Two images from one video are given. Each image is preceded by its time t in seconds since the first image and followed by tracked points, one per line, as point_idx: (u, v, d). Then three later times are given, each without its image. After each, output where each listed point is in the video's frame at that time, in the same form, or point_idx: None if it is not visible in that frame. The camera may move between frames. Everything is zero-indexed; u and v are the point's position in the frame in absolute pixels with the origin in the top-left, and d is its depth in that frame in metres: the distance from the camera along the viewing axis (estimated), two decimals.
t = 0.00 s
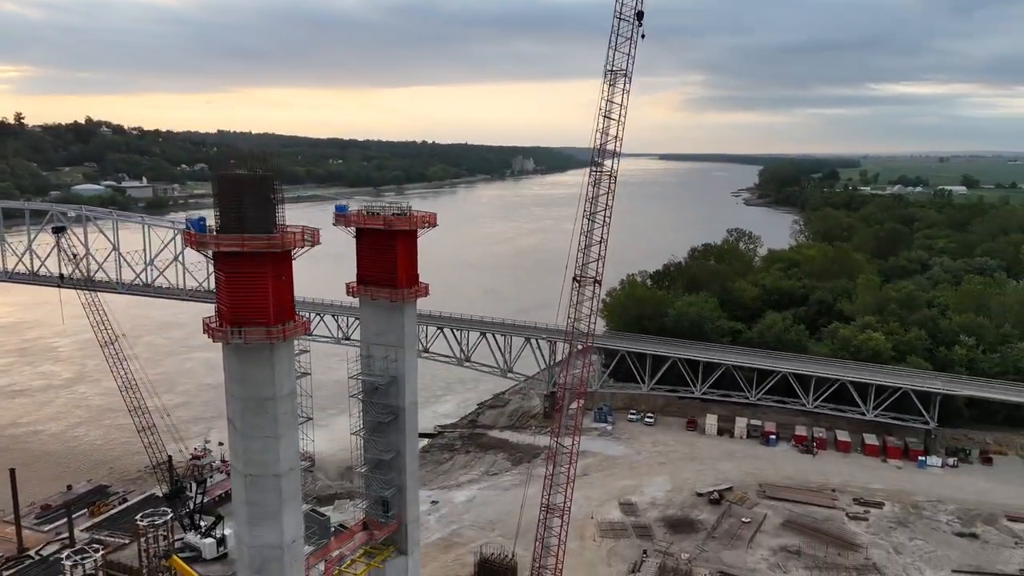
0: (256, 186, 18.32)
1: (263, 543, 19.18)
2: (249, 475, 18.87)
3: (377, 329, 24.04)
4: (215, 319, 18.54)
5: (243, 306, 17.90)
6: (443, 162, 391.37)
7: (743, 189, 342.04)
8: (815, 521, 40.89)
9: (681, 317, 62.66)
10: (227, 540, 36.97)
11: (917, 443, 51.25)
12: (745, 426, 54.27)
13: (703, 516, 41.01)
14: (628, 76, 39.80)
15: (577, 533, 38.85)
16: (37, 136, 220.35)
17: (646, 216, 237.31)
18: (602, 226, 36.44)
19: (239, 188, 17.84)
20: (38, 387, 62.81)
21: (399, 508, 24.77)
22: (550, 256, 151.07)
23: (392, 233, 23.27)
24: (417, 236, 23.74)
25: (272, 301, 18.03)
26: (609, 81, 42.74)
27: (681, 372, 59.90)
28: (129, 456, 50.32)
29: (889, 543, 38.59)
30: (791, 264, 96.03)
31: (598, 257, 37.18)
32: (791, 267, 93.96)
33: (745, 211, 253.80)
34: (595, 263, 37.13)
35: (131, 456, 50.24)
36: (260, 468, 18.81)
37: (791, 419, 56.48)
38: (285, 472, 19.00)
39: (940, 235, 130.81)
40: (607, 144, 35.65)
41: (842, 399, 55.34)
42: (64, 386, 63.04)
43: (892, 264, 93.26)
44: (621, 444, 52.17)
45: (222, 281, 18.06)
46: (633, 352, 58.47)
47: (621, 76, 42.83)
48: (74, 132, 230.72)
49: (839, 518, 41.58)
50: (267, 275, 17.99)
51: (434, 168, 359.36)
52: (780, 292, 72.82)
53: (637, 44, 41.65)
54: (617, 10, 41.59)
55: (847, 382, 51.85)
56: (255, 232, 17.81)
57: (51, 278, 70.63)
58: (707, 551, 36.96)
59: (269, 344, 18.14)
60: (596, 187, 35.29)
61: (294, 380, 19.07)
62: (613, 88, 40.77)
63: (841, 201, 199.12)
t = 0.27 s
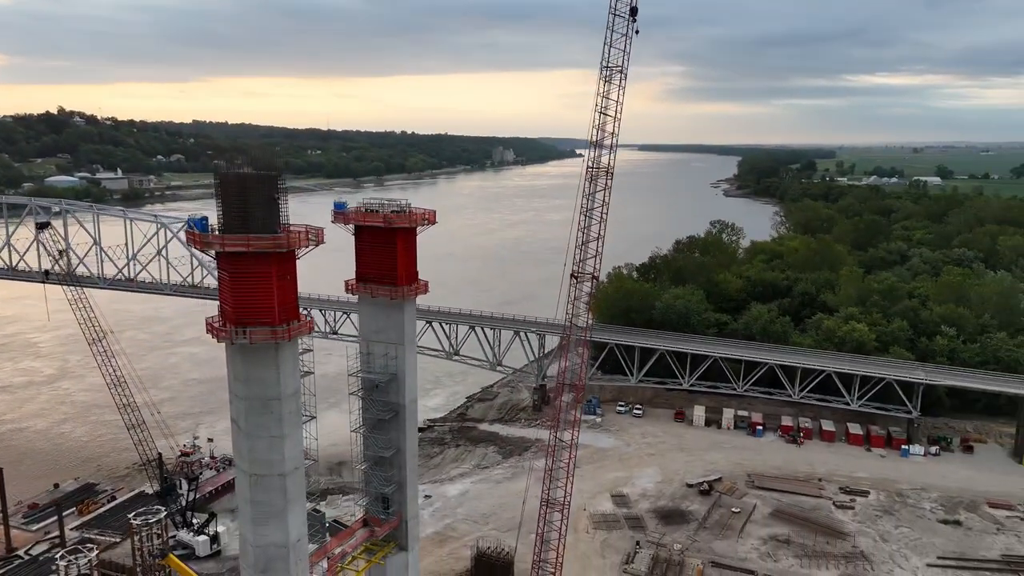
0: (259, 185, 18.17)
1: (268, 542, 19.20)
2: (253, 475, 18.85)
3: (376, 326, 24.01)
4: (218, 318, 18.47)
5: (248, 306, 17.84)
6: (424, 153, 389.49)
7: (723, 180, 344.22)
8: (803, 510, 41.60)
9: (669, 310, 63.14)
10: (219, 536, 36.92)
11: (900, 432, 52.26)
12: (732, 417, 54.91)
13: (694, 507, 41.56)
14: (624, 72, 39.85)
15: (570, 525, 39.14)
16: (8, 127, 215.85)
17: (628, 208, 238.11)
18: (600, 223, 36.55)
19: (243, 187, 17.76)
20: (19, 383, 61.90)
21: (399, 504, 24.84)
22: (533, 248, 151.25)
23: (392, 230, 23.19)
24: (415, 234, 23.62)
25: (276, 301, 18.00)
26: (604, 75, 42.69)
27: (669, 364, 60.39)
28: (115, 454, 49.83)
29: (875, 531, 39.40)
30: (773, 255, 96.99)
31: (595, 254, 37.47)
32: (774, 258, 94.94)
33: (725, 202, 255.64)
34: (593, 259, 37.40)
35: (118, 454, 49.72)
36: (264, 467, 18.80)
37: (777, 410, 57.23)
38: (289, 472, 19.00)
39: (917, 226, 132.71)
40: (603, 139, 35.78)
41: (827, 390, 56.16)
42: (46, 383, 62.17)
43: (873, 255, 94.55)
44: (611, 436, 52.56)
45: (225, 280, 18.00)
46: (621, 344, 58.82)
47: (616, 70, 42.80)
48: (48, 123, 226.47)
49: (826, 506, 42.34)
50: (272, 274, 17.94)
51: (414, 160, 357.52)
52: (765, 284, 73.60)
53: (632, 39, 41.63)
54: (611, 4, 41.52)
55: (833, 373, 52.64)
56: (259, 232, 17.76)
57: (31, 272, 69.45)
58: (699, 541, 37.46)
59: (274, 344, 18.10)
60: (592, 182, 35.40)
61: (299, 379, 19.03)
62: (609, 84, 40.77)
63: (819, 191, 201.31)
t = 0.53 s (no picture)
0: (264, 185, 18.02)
1: (275, 541, 19.23)
2: (260, 475, 18.84)
3: (376, 323, 24.00)
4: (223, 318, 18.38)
5: (254, 306, 17.80)
6: (401, 142, 386.92)
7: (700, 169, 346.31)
8: (790, 498, 42.40)
9: (654, 301, 63.65)
10: (212, 533, 36.77)
11: (881, 420, 53.38)
12: (718, 406, 55.65)
13: (684, 496, 42.17)
14: (618, 69, 40.13)
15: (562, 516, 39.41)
16: None
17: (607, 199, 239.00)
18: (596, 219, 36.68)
19: (247, 188, 17.65)
20: None
21: (400, 500, 24.92)
22: (514, 239, 151.36)
23: (392, 228, 23.13)
24: (416, 232, 23.61)
25: (283, 302, 17.97)
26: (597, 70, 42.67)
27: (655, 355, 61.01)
28: (100, 451, 49.19)
29: (860, 518, 40.31)
30: (753, 245, 98.09)
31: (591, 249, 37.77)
32: (754, 249, 96.06)
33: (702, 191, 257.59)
34: (589, 255, 37.76)
35: (103, 451, 49.11)
36: (271, 467, 18.78)
37: (761, 399, 58.07)
38: (296, 471, 19.01)
39: (892, 216, 134.73)
40: (598, 134, 36.11)
41: (810, 379, 57.08)
42: (25, 379, 61.10)
43: (851, 246, 96.03)
44: (599, 427, 52.95)
45: (230, 281, 17.94)
46: (608, 336, 59.19)
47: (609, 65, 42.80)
48: (16, 112, 221.24)
49: (812, 494, 43.20)
50: (278, 273, 17.93)
51: (392, 150, 354.91)
52: (747, 275, 74.47)
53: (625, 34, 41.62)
54: None
55: (817, 363, 53.51)
56: (264, 231, 17.68)
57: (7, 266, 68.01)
58: (690, 531, 38.05)
59: (280, 345, 18.06)
60: (588, 178, 35.66)
61: (304, 378, 19.00)
62: (603, 79, 40.83)
63: (795, 181, 203.64)
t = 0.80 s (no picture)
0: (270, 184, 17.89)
1: (283, 539, 19.20)
2: (268, 474, 18.81)
3: (377, 320, 24.00)
4: (229, 319, 18.26)
5: (262, 306, 17.71)
6: (380, 132, 384.07)
7: (679, 159, 347.79)
8: (778, 486, 43.13)
9: (641, 293, 64.09)
10: (205, 530, 36.56)
11: (864, 408, 54.38)
12: (705, 396, 56.25)
13: (674, 486, 42.72)
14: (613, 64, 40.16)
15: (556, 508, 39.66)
16: None
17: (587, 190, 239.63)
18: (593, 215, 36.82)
19: (254, 187, 17.51)
20: None
21: (401, 496, 24.97)
22: (496, 230, 151.30)
23: (393, 225, 23.06)
24: (417, 228, 23.58)
25: (290, 301, 17.92)
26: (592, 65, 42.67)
27: (643, 347, 61.50)
28: (85, 448, 48.55)
29: (847, 504, 41.16)
30: (734, 236, 99.05)
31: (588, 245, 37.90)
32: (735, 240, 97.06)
33: (681, 181, 259.12)
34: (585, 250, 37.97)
35: (89, 448, 48.49)
36: (279, 467, 18.75)
37: (747, 389, 58.82)
38: (303, 470, 19.00)
39: (868, 206, 136.52)
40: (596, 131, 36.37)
41: (795, 369, 57.92)
42: (5, 376, 60.04)
43: (830, 236, 97.43)
44: (588, 418, 53.30)
45: (237, 281, 17.81)
46: (596, 328, 59.50)
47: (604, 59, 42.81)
48: None
49: (799, 481, 43.98)
50: (285, 274, 17.85)
51: (370, 140, 351.91)
52: (731, 265, 75.26)
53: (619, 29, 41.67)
54: None
55: (802, 353, 54.32)
56: (272, 231, 17.57)
57: None
58: (682, 520, 38.59)
59: (288, 344, 18.01)
60: (586, 175, 35.84)
61: (310, 377, 18.96)
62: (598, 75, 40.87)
63: (772, 171, 205.64)
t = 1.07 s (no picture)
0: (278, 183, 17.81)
1: (293, 537, 19.24)
2: (277, 473, 18.82)
3: (380, 316, 24.01)
4: (238, 318, 18.23)
5: (273, 305, 17.70)
6: (358, 122, 380.91)
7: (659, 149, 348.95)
8: (768, 475, 43.83)
9: (629, 284, 64.45)
10: (200, 527, 36.41)
11: (849, 397, 55.31)
12: (693, 386, 56.81)
13: (667, 476, 43.24)
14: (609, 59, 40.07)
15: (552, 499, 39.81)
16: None
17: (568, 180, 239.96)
18: (592, 211, 36.86)
19: (263, 185, 17.44)
20: None
21: (404, 491, 25.00)
22: (478, 221, 151.09)
23: (395, 222, 23.03)
24: (419, 225, 23.56)
25: (300, 300, 17.90)
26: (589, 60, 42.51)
27: (631, 338, 61.92)
28: (72, 445, 47.92)
29: (835, 491, 42.00)
30: (717, 227, 99.89)
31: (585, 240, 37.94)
32: (719, 231, 97.93)
33: (662, 171, 260.23)
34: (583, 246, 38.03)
35: (76, 446, 47.88)
36: (288, 465, 18.77)
37: (734, 379, 59.51)
38: (313, 468, 19.03)
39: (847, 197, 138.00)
40: (594, 124, 36.14)
41: (781, 358, 58.70)
42: None
43: (812, 227, 98.56)
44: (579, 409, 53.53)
45: (246, 280, 17.77)
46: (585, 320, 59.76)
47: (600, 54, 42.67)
48: None
49: (788, 470, 44.72)
50: (295, 272, 17.86)
51: (349, 130, 348.50)
52: (716, 256, 75.97)
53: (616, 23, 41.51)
54: None
55: (788, 343, 55.09)
56: (281, 230, 17.54)
57: None
58: (675, 510, 39.14)
59: (297, 344, 17.99)
60: (584, 170, 35.83)
61: (319, 376, 18.93)
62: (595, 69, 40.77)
63: (752, 161, 207.31)
